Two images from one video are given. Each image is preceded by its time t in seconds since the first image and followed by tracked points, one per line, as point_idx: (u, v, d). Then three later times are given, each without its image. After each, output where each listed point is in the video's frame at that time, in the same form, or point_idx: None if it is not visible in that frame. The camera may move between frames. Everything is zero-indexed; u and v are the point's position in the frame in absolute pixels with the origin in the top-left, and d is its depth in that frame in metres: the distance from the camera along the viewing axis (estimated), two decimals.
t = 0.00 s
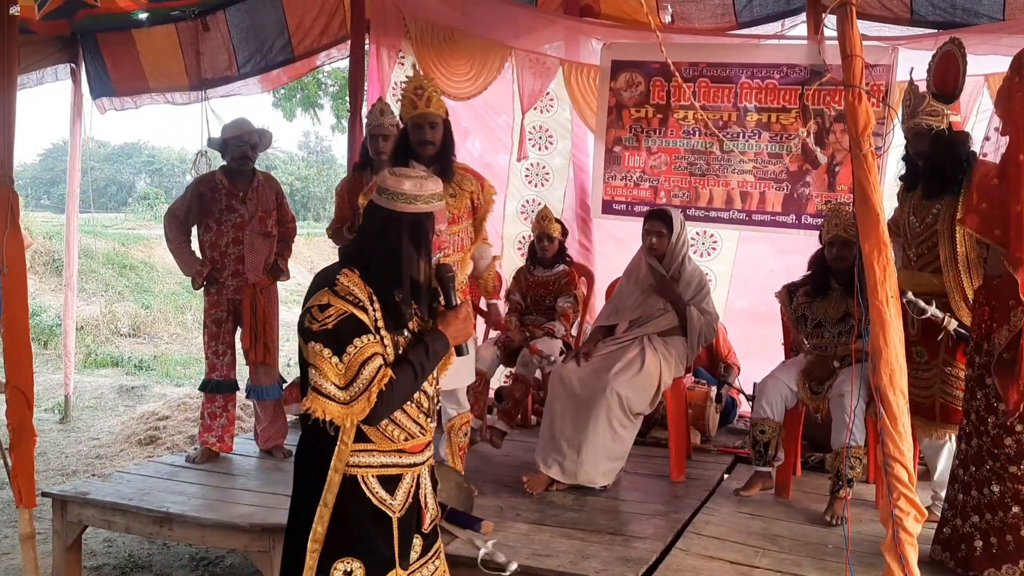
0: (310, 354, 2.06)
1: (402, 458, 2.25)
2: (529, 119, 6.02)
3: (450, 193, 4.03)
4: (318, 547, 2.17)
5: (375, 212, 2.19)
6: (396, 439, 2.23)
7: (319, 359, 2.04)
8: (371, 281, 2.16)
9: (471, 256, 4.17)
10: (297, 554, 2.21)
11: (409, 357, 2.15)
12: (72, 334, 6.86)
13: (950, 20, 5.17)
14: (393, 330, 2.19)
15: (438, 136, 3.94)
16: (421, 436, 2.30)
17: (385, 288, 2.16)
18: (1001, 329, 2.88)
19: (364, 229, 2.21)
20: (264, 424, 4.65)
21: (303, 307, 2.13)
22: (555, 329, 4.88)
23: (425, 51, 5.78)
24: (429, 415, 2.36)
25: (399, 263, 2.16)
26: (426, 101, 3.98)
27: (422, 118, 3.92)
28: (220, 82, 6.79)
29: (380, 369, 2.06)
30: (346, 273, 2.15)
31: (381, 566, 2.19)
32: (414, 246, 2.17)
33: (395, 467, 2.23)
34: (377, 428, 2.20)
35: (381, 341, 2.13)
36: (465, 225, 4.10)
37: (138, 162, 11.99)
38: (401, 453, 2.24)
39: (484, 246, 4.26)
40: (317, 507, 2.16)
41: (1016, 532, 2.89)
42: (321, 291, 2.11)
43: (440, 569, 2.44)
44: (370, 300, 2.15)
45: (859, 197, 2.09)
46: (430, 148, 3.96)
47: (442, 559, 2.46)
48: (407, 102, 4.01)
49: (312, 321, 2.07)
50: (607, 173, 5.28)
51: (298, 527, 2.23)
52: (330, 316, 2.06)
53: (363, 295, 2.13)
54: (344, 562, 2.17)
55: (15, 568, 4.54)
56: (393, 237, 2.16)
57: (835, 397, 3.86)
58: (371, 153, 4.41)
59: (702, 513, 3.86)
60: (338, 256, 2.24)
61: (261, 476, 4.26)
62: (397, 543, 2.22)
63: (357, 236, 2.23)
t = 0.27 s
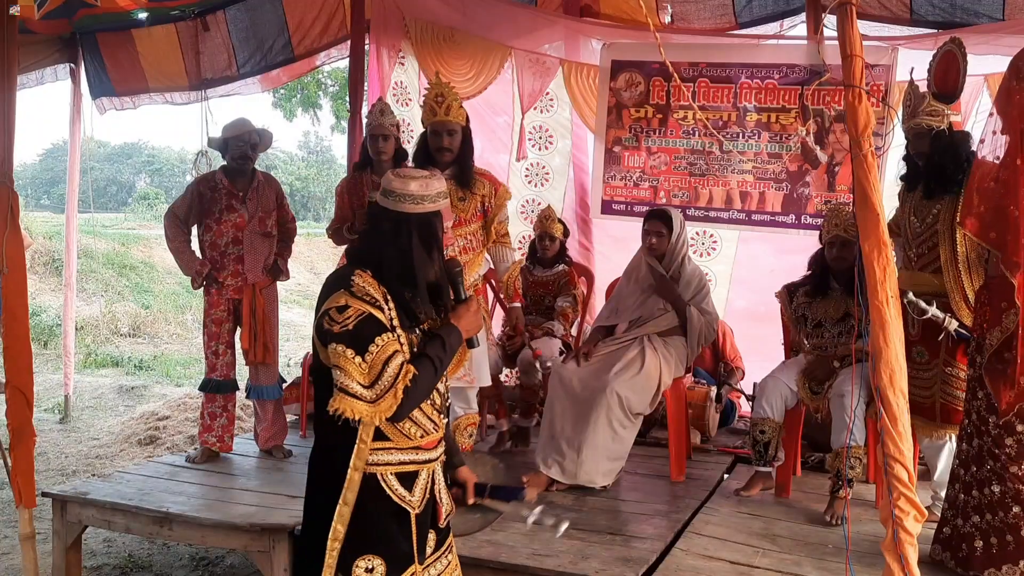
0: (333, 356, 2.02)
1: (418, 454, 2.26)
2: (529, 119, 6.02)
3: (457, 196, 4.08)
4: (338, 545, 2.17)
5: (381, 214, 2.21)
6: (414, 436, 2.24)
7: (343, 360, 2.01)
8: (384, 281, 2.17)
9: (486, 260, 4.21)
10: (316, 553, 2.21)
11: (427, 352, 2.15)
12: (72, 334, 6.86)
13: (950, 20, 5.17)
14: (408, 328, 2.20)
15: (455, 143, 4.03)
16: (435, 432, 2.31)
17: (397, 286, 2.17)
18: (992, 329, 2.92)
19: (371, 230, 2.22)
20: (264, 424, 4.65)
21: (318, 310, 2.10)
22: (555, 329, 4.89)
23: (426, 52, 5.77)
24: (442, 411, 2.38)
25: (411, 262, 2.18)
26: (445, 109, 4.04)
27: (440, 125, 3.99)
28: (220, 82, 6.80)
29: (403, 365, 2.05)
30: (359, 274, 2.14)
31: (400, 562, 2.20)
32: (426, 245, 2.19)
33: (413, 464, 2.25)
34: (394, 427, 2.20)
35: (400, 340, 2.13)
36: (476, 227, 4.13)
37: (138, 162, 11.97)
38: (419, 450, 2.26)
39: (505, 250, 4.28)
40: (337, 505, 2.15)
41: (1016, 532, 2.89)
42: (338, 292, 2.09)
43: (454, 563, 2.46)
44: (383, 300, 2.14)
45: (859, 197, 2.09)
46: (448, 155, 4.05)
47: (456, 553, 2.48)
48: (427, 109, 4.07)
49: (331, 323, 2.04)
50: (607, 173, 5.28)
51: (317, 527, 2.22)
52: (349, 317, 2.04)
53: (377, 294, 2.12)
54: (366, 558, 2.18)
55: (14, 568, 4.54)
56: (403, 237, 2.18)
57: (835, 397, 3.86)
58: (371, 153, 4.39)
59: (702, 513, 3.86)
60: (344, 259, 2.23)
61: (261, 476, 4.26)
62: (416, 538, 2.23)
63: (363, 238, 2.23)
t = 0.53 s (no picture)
0: (340, 355, 2.03)
1: (423, 452, 2.25)
2: (529, 119, 6.01)
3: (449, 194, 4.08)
4: (345, 543, 2.17)
5: (381, 213, 2.21)
6: (419, 434, 2.24)
7: (350, 358, 2.02)
8: (386, 280, 2.17)
9: (477, 259, 4.12)
10: (323, 550, 2.22)
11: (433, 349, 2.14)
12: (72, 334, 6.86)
13: (950, 20, 5.17)
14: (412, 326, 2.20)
15: (453, 143, 4.05)
16: (440, 430, 2.31)
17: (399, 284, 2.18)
18: (989, 329, 2.94)
19: (372, 229, 2.21)
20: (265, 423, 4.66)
21: (322, 310, 2.10)
22: (555, 329, 4.89)
23: (426, 52, 5.77)
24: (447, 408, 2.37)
25: (411, 261, 2.18)
26: (444, 109, 4.06)
27: (439, 125, 4.01)
28: (220, 82, 6.80)
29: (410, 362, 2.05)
30: (361, 273, 2.14)
31: (406, 560, 2.21)
32: (425, 244, 2.19)
33: (419, 462, 2.25)
34: (400, 425, 2.20)
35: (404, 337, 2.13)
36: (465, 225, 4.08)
37: (138, 162, 11.98)
38: (425, 448, 2.26)
39: (502, 250, 4.13)
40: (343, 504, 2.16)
41: (1016, 532, 2.89)
42: (341, 292, 2.09)
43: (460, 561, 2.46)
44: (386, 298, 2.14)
45: (859, 197, 2.09)
46: (446, 154, 4.07)
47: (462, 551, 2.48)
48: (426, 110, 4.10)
49: (337, 323, 2.05)
50: (607, 173, 5.28)
51: (324, 524, 2.24)
52: (353, 317, 2.04)
53: (381, 293, 2.12)
54: (372, 557, 2.18)
55: (15, 568, 4.54)
56: (403, 237, 2.18)
57: (835, 397, 3.86)
58: (371, 153, 4.38)
59: (702, 513, 3.86)
60: (345, 259, 2.23)
61: (261, 476, 4.26)
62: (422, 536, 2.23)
63: (363, 237, 2.23)
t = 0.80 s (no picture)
0: (328, 349, 2.06)
1: (419, 450, 2.25)
2: (530, 119, 6.01)
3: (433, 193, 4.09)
4: (339, 539, 2.19)
5: (383, 211, 2.20)
6: (413, 432, 2.24)
7: (336, 352, 2.05)
8: (382, 278, 2.18)
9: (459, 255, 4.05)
10: (320, 547, 2.24)
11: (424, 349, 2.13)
12: (71, 335, 6.85)
13: (951, 20, 5.16)
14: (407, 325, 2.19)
15: (440, 144, 4.10)
16: (437, 429, 2.30)
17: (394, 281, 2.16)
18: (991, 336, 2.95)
19: (372, 227, 2.22)
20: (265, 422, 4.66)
21: (318, 305, 2.14)
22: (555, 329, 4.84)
23: (426, 53, 5.78)
24: (445, 408, 2.36)
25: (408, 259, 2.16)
26: (429, 110, 4.10)
27: (426, 125, 4.05)
28: (221, 82, 6.81)
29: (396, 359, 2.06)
30: (358, 270, 2.16)
31: (400, 558, 2.21)
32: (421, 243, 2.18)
33: (414, 460, 2.25)
34: (393, 422, 2.21)
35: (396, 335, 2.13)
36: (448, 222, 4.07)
37: (138, 162, 11.98)
38: (420, 446, 2.25)
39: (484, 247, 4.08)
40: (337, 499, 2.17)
41: (1016, 532, 2.89)
42: (335, 287, 2.12)
43: (460, 560, 2.45)
44: (382, 296, 2.15)
45: (859, 198, 2.09)
46: (434, 154, 4.10)
47: (462, 551, 2.47)
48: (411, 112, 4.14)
49: (328, 317, 2.08)
50: (607, 173, 5.28)
51: (321, 520, 2.25)
52: (343, 311, 2.07)
53: (375, 290, 2.14)
54: (366, 553, 2.19)
55: (15, 568, 4.54)
56: (400, 235, 2.17)
57: (835, 396, 3.86)
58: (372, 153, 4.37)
59: (702, 513, 3.85)
60: (347, 256, 2.25)
61: (261, 476, 4.26)
62: (417, 534, 2.23)
63: (364, 235, 2.23)
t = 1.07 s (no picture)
0: (317, 343, 2.08)
1: (410, 451, 2.24)
2: (530, 119, 6.02)
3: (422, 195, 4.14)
4: (328, 534, 2.21)
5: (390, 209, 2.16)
6: (405, 431, 2.23)
7: (322, 346, 2.06)
8: (379, 277, 2.16)
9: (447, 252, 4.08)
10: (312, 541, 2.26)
11: (413, 348, 2.10)
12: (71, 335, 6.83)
13: (951, 20, 5.16)
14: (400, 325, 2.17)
15: (422, 145, 4.12)
16: (431, 430, 2.28)
17: (390, 280, 2.13)
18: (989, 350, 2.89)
19: (375, 225, 2.19)
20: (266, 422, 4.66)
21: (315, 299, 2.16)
22: (556, 329, 4.84)
23: (427, 53, 5.78)
24: (443, 410, 2.33)
25: (407, 259, 2.12)
26: (408, 113, 4.10)
27: (405, 128, 4.08)
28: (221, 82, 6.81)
29: (381, 356, 2.04)
30: (356, 267, 2.17)
31: (388, 556, 2.21)
32: (418, 244, 2.13)
33: (406, 459, 2.24)
34: (385, 420, 2.20)
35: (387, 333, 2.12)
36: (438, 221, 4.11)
37: (138, 162, 11.99)
38: (411, 445, 2.24)
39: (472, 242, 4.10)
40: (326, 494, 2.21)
41: (1016, 532, 2.89)
42: (331, 282, 2.14)
43: (459, 562, 2.46)
44: (378, 294, 2.16)
45: (859, 197, 2.09)
46: (414, 156, 4.13)
47: (458, 550, 2.45)
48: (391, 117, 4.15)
49: (320, 311, 2.09)
50: (607, 173, 5.28)
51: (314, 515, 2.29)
52: (334, 306, 2.09)
53: (370, 288, 2.14)
54: (353, 548, 2.20)
55: (15, 568, 4.54)
56: (397, 233, 2.13)
57: (835, 396, 3.89)
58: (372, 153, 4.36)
59: (702, 513, 3.85)
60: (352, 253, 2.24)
61: (261, 476, 4.26)
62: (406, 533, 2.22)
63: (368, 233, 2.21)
